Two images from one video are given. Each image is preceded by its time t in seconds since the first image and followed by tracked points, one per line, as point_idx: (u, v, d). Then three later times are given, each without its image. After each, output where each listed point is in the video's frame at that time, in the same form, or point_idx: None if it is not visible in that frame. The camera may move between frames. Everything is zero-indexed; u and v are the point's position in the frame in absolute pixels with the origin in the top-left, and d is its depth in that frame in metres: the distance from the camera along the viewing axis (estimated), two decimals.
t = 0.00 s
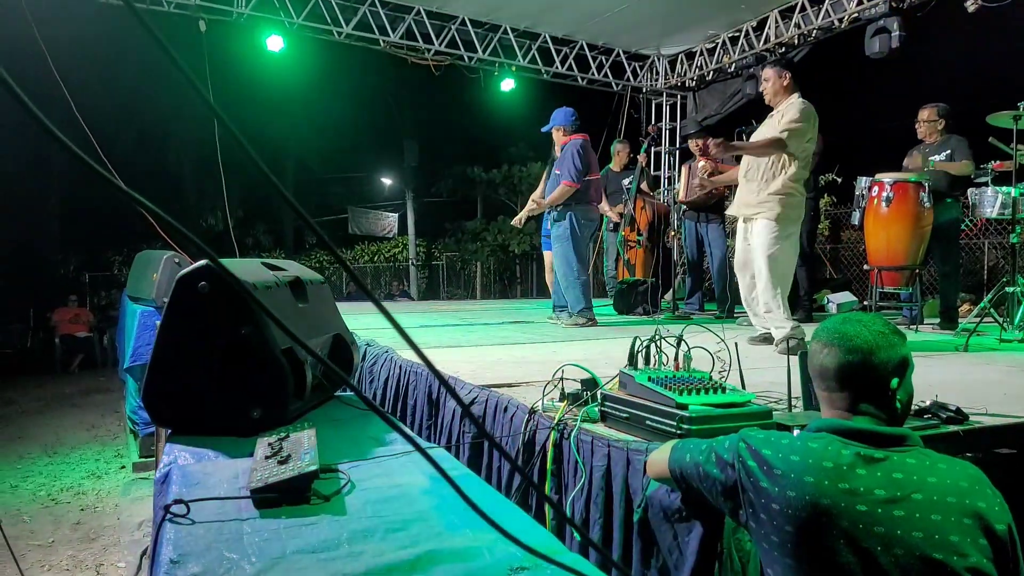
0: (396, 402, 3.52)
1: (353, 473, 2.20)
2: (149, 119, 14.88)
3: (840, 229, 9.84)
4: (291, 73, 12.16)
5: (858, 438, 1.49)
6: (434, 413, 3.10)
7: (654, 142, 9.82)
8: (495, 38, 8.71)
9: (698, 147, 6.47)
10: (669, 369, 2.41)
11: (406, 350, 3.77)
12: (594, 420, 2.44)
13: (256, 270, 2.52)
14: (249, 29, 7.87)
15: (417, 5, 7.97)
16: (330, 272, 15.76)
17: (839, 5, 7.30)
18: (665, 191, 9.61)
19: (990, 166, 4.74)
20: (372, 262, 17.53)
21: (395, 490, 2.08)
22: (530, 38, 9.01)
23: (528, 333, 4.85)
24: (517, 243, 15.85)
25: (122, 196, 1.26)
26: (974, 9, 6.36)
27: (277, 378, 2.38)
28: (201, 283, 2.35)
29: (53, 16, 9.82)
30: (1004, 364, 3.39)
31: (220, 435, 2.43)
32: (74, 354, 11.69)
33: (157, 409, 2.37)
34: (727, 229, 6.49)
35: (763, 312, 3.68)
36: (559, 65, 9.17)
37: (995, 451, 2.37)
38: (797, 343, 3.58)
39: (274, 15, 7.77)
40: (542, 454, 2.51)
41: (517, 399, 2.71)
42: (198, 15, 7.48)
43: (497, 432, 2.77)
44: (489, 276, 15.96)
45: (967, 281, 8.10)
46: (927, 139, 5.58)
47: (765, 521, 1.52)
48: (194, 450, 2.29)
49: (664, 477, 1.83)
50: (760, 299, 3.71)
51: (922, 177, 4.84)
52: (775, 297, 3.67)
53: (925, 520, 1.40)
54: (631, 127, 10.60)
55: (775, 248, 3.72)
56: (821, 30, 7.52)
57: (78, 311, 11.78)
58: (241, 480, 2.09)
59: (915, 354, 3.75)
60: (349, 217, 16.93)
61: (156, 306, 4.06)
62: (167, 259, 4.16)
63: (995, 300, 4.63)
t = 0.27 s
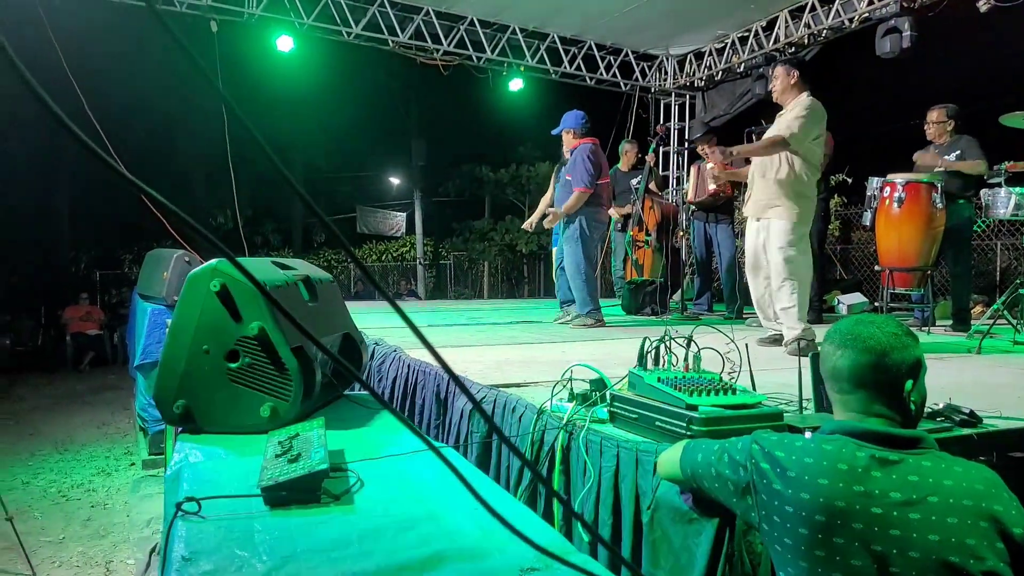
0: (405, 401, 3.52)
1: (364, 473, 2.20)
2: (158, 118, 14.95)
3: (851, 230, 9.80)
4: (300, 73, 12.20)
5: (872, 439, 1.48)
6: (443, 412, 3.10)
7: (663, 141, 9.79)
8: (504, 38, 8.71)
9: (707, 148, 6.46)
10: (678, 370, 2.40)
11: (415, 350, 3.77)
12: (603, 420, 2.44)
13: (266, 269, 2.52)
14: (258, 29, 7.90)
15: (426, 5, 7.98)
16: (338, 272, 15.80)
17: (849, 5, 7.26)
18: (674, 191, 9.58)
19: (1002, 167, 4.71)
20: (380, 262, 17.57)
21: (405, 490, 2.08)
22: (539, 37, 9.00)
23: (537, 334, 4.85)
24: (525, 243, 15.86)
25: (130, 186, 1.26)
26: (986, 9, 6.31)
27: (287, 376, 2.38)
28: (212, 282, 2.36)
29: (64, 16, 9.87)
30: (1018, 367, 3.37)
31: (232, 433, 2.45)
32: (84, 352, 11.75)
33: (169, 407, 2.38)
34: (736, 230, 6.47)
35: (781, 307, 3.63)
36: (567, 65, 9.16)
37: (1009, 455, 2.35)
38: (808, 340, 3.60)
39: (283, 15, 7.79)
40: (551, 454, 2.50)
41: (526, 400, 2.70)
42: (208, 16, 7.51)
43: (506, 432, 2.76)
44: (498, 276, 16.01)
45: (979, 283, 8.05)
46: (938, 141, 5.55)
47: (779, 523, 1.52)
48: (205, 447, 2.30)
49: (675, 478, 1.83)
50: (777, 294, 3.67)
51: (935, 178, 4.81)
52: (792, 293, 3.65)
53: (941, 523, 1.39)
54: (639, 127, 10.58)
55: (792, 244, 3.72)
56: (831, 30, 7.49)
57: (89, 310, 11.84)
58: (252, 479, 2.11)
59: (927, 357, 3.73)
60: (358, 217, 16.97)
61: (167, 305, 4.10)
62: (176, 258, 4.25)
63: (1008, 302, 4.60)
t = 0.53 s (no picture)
0: (419, 401, 3.52)
1: (379, 472, 2.20)
2: (172, 118, 15.06)
3: (868, 230, 9.76)
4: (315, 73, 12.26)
5: (892, 442, 1.47)
6: (456, 412, 3.09)
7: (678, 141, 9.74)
8: (518, 37, 8.71)
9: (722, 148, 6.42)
10: (694, 371, 2.38)
11: (428, 349, 3.77)
12: (618, 421, 2.43)
13: (281, 267, 2.54)
14: (274, 30, 7.95)
15: (441, 4, 8.00)
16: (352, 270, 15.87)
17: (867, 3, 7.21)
18: (688, 191, 9.56)
19: None
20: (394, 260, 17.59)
21: (421, 490, 2.09)
22: (554, 36, 9.01)
23: (551, 334, 4.84)
24: (539, 243, 15.87)
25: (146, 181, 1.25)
26: (1007, 7, 6.25)
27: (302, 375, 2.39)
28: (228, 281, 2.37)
29: (82, 16, 9.97)
30: None
31: (247, 432, 2.46)
32: (100, 350, 11.85)
33: (185, 406, 2.40)
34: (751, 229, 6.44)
35: (794, 305, 3.61)
36: (582, 64, 9.15)
37: None
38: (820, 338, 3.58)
39: (299, 15, 7.84)
40: (565, 455, 2.49)
41: (540, 400, 2.69)
42: (226, 16, 7.57)
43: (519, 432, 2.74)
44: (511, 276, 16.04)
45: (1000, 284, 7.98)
46: (956, 139, 5.50)
47: (798, 526, 1.50)
48: (220, 446, 2.31)
49: (692, 481, 1.81)
50: (791, 293, 3.66)
51: (954, 177, 4.77)
52: (807, 293, 3.64)
53: (964, 525, 1.38)
54: (653, 126, 10.56)
55: (809, 245, 3.70)
56: (849, 28, 7.45)
57: (106, 308, 11.95)
58: (268, 478, 2.12)
59: (946, 358, 3.69)
60: (371, 216, 17.03)
61: (183, 304, 4.11)
62: (192, 257, 4.25)
63: None
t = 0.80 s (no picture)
0: (441, 401, 3.51)
1: (401, 474, 2.19)
2: (195, 119, 15.23)
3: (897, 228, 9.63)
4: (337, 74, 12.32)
5: (928, 445, 1.42)
6: (479, 413, 3.06)
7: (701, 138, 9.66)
8: (538, 35, 8.67)
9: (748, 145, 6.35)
10: (721, 373, 2.34)
11: (450, 350, 3.76)
12: (643, 423, 2.40)
13: (303, 267, 2.53)
14: (295, 30, 7.97)
15: (462, 3, 7.99)
16: (373, 271, 15.94)
17: None
18: (712, 189, 9.48)
19: None
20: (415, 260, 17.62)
21: (443, 491, 2.07)
22: (575, 34, 8.96)
23: (573, 334, 4.81)
24: (561, 242, 15.86)
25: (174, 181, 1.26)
26: None
27: (323, 375, 2.38)
28: (250, 281, 2.37)
29: (108, 20, 10.09)
30: None
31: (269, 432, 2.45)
32: (126, 349, 12.02)
33: (209, 406, 2.41)
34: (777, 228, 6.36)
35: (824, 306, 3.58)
36: (604, 62, 9.09)
37: None
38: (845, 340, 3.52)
39: (319, 15, 7.85)
40: (589, 458, 2.45)
41: (564, 401, 2.66)
42: (248, 17, 7.61)
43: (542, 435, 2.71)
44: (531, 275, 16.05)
45: None
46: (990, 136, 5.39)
47: (831, 531, 1.46)
48: (244, 446, 2.32)
49: (720, 485, 1.75)
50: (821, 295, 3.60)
51: (987, 174, 4.68)
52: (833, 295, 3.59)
53: (1004, 531, 1.34)
54: (676, 124, 10.48)
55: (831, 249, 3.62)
56: (877, 22, 7.33)
57: (131, 308, 12.11)
58: (291, 478, 2.12)
59: (980, 359, 3.61)
60: (392, 216, 17.09)
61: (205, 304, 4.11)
62: (215, 258, 4.26)
63: None
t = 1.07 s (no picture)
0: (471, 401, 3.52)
1: (435, 471, 2.20)
2: (228, 120, 15.47)
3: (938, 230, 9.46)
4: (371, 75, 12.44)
5: (974, 448, 1.39)
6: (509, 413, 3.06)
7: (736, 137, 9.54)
8: (570, 34, 8.68)
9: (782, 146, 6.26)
10: (757, 375, 2.33)
11: (481, 350, 3.77)
12: (677, 425, 2.38)
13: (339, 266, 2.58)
14: (329, 32, 8.06)
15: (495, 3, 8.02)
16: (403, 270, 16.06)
17: None
18: (746, 190, 9.39)
19: None
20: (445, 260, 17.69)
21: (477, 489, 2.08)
22: (608, 34, 8.94)
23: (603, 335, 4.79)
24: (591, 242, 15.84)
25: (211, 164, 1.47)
26: None
27: (357, 372, 2.40)
28: (287, 279, 2.42)
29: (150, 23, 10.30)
30: None
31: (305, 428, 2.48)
32: (162, 346, 12.24)
33: (247, 402, 2.45)
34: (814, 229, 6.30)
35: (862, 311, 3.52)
36: (636, 61, 9.06)
37: None
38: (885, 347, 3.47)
39: (353, 17, 7.94)
40: (621, 459, 2.43)
41: (596, 402, 2.65)
42: (285, 19, 7.72)
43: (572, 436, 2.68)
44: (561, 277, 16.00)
45: None
46: None
47: (873, 536, 1.42)
48: (278, 442, 2.34)
49: (757, 489, 1.70)
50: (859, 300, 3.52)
51: None
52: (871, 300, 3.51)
53: None
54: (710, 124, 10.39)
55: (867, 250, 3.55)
56: (917, 21, 7.21)
57: (167, 305, 12.36)
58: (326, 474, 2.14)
59: None
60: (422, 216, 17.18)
61: (240, 302, 4.19)
62: (249, 256, 4.33)
63: None
